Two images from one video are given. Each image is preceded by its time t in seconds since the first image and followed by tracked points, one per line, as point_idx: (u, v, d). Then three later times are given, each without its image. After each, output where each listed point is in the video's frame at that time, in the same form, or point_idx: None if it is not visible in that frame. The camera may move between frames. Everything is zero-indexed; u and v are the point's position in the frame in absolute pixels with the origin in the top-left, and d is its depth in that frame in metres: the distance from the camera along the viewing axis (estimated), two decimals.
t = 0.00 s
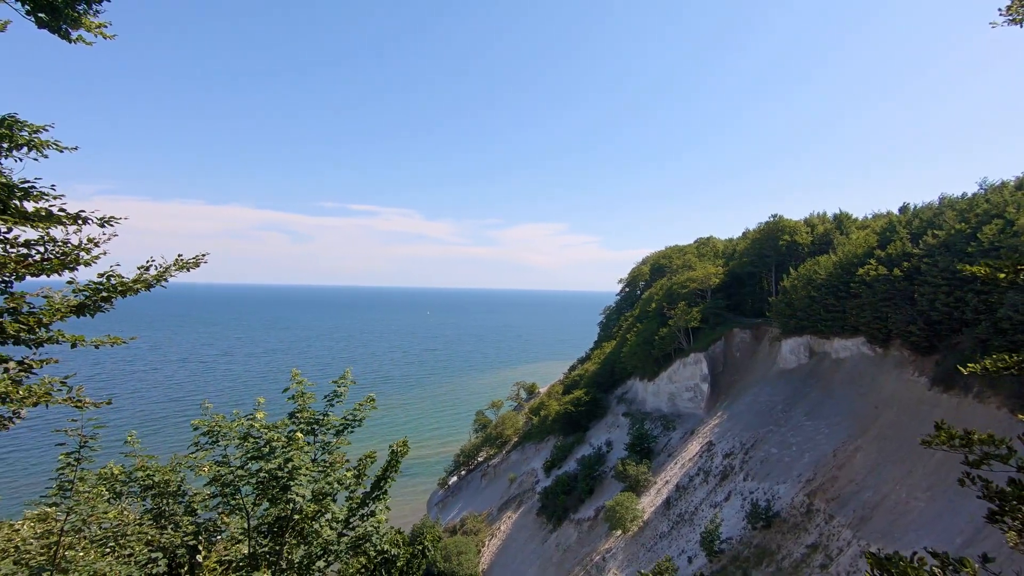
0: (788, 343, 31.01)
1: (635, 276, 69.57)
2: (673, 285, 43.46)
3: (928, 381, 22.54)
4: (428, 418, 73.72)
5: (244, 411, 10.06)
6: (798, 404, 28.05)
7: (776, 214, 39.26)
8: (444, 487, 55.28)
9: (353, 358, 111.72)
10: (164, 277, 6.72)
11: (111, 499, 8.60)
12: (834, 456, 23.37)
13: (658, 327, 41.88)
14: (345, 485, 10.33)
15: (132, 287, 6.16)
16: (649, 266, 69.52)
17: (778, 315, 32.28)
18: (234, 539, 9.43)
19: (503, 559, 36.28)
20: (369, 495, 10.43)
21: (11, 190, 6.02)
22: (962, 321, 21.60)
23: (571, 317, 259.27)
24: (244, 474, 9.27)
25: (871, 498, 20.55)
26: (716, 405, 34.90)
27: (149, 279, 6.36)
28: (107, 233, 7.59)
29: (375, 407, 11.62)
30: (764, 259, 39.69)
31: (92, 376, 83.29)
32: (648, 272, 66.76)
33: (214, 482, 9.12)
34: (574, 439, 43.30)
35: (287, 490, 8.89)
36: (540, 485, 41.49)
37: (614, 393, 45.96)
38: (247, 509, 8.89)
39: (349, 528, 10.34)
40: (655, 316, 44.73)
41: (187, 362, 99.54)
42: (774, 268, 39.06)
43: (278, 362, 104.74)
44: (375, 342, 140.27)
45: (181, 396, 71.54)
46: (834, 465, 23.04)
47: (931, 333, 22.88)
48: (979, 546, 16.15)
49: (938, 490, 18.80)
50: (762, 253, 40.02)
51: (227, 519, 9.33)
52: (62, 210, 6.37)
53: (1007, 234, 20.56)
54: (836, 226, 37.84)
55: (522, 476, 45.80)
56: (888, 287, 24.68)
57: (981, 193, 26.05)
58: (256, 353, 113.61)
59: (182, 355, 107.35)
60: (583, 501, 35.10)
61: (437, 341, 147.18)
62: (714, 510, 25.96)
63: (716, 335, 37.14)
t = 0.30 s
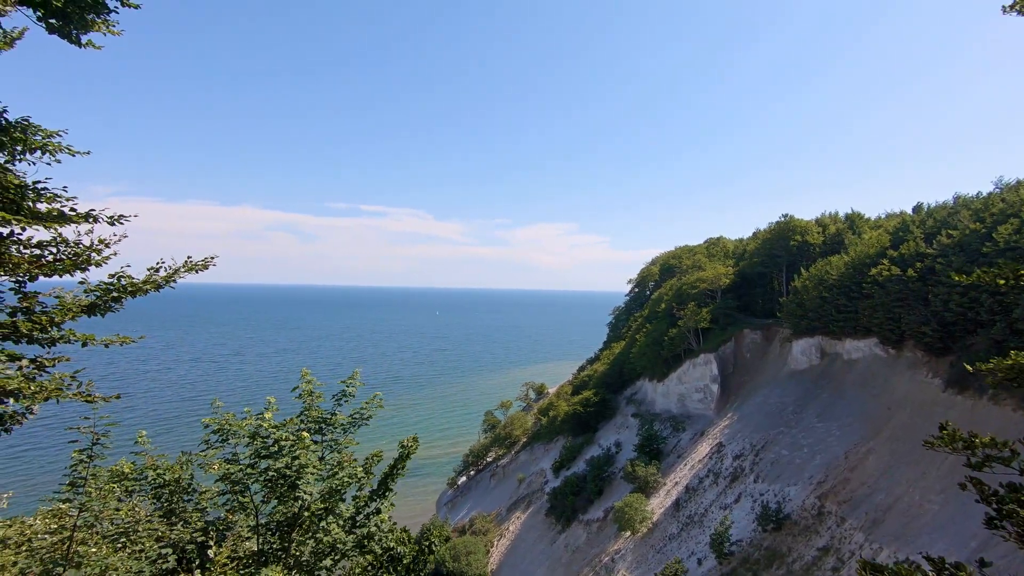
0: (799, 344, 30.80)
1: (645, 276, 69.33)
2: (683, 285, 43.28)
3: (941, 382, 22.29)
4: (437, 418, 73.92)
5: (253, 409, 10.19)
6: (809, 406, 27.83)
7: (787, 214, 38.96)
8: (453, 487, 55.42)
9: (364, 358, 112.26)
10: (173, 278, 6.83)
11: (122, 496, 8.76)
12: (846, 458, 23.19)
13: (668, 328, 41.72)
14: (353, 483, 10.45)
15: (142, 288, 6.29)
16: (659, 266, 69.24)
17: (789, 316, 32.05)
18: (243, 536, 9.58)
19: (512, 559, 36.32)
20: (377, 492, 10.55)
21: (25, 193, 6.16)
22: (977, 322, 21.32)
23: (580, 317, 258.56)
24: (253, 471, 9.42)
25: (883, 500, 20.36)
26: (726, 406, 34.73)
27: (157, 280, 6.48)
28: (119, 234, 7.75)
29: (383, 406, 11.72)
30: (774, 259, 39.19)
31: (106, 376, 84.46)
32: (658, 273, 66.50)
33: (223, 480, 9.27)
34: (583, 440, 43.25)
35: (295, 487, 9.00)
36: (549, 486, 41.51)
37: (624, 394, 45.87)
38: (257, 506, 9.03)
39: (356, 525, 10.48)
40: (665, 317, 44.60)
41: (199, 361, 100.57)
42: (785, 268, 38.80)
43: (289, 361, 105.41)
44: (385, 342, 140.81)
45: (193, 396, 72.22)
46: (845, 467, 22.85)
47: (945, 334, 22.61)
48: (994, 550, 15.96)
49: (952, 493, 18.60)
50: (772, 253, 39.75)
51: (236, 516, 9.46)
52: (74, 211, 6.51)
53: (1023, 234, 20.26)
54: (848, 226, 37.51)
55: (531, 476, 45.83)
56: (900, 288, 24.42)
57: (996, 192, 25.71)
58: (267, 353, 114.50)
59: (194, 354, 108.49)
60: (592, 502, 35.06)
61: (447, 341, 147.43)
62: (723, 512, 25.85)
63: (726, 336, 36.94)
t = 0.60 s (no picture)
0: (810, 345, 30.58)
1: (654, 276, 69.09)
2: (693, 286, 43.08)
3: (955, 384, 22.03)
4: (446, 418, 74.08)
5: (261, 408, 10.29)
6: (820, 407, 27.60)
7: (797, 214, 38.65)
8: (462, 487, 55.50)
9: (373, 359, 112.78)
10: (181, 277, 6.94)
11: (134, 494, 8.90)
12: (858, 461, 22.98)
13: (677, 328, 41.54)
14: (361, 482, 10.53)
15: (150, 288, 6.39)
16: (668, 266, 68.96)
17: (800, 316, 31.80)
18: (253, 533, 9.66)
19: (520, 560, 36.32)
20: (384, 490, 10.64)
21: (37, 193, 6.27)
22: (991, 323, 21.01)
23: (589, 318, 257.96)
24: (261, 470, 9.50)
25: (895, 503, 20.17)
26: (736, 407, 34.53)
27: (165, 280, 6.57)
28: (129, 233, 7.86)
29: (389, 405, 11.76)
30: (785, 260, 38.86)
31: (119, 376, 85.35)
32: (667, 273, 66.24)
33: (232, 478, 9.38)
34: (592, 440, 43.18)
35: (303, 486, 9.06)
36: (558, 486, 41.50)
37: (632, 395, 45.75)
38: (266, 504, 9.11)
39: (364, 524, 10.53)
40: (674, 317, 44.43)
41: (211, 361, 101.55)
42: (795, 268, 38.52)
43: (299, 361, 106.02)
44: (394, 342, 141.29)
45: (204, 396, 72.78)
46: (857, 469, 22.65)
47: (959, 335, 22.34)
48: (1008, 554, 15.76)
49: (965, 496, 18.41)
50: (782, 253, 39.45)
51: (245, 513, 9.56)
52: (86, 211, 6.63)
53: None
54: (859, 226, 37.16)
55: (539, 477, 45.83)
56: (913, 288, 24.12)
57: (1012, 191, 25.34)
58: (277, 354, 115.23)
59: (206, 354, 109.59)
60: (600, 503, 35.00)
61: (456, 342, 147.67)
62: (733, 513, 25.71)
63: (736, 337, 36.72)
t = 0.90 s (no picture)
0: (820, 345, 30.36)
1: (662, 276, 68.81)
2: (701, 286, 42.87)
3: (968, 385, 21.80)
4: (454, 417, 74.21)
5: (269, 406, 10.36)
6: (831, 408, 27.39)
7: (807, 213, 38.34)
8: (469, 487, 55.55)
9: (381, 359, 113.15)
10: (185, 277, 7.01)
11: (144, 491, 8.99)
12: (868, 462, 22.80)
13: (685, 329, 41.36)
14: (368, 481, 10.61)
15: (155, 288, 6.47)
16: (676, 266, 68.66)
17: (810, 317, 31.58)
18: (261, 531, 9.76)
19: (528, 560, 36.33)
20: (391, 489, 10.73)
21: (43, 194, 6.36)
22: (1005, 324, 20.76)
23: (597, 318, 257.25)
24: (269, 468, 9.56)
25: (907, 505, 19.99)
26: (745, 408, 34.33)
27: (170, 279, 6.65)
28: (134, 234, 7.95)
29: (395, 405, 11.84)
30: (794, 260, 38.52)
31: (130, 374, 86.15)
32: (675, 273, 65.94)
33: (240, 476, 9.46)
34: (600, 441, 43.11)
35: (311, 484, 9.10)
36: (565, 486, 41.47)
37: (640, 395, 45.61)
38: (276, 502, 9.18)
39: (370, 523, 10.56)
40: (682, 317, 44.26)
41: (220, 360, 102.22)
42: (805, 268, 38.23)
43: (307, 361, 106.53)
44: (402, 342, 141.65)
45: (214, 395, 73.30)
46: (868, 471, 22.46)
47: (972, 335, 22.11)
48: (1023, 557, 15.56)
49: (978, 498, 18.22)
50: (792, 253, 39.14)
51: (254, 511, 9.65)
52: (90, 211, 6.70)
53: None
54: (870, 225, 36.83)
55: (546, 477, 45.81)
56: (925, 288, 23.89)
57: None
58: (286, 353, 115.87)
59: (215, 354, 110.37)
60: (608, 504, 34.93)
61: (463, 342, 147.81)
62: (742, 515, 25.58)
63: (745, 337, 36.53)
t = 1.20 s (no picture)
0: (827, 345, 30.19)
1: (668, 276, 68.60)
2: (707, 286, 42.73)
3: (976, 386, 21.62)
4: (459, 417, 74.29)
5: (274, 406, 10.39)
6: (837, 408, 27.24)
7: (814, 213, 38.06)
8: (475, 486, 55.58)
9: (387, 358, 113.42)
10: (186, 277, 7.07)
11: (149, 489, 9.07)
12: (876, 463, 22.65)
13: (691, 329, 41.23)
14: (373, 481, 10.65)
15: (155, 287, 6.53)
16: (682, 266, 68.41)
17: (817, 316, 31.42)
18: (265, 529, 9.80)
19: (533, 560, 36.32)
20: (397, 490, 10.77)
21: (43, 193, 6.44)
22: (1014, 324, 20.56)
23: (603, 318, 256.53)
24: (272, 467, 9.59)
25: (915, 506, 19.84)
26: (751, 408, 34.18)
27: (170, 280, 6.70)
28: (136, 234, 8.02)
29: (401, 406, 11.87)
30: (800, 259, 38.31)
31: (138, 374, 86.67)
32: (681, 273, 65.70)
33: (243, 475, 9.50)
34: (605, 440, 43.05)
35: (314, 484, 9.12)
36: (571, 486, 41.44)
37: (646, 395, 45.51)
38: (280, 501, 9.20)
39: (373, 523, 10.57)
40: (687, 317, 44.13)
41: (227, 360, 102.83)
42: (812, 268, 38.01)
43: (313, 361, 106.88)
44: (407, 342, 141.86)
45: (221, 395, 73.65)
46: (875, 471, 22.32)
47: (980, 335, 21.93)
48: None
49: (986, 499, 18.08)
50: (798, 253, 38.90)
51: (258, 510, 9.68)
52: (90, 211, 6.76)
53: None
54: (877, 225, 36.57)
55: (552, 477, 45.79)
56: (933, 288, 23.71)
57: None
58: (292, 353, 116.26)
59: (222, 353, 111.01)
60: (614, 504, 34.88)
61: (469, 342, 147.87)
62: (748, 516, 25.48)
63: (751, 337, 36.37)
